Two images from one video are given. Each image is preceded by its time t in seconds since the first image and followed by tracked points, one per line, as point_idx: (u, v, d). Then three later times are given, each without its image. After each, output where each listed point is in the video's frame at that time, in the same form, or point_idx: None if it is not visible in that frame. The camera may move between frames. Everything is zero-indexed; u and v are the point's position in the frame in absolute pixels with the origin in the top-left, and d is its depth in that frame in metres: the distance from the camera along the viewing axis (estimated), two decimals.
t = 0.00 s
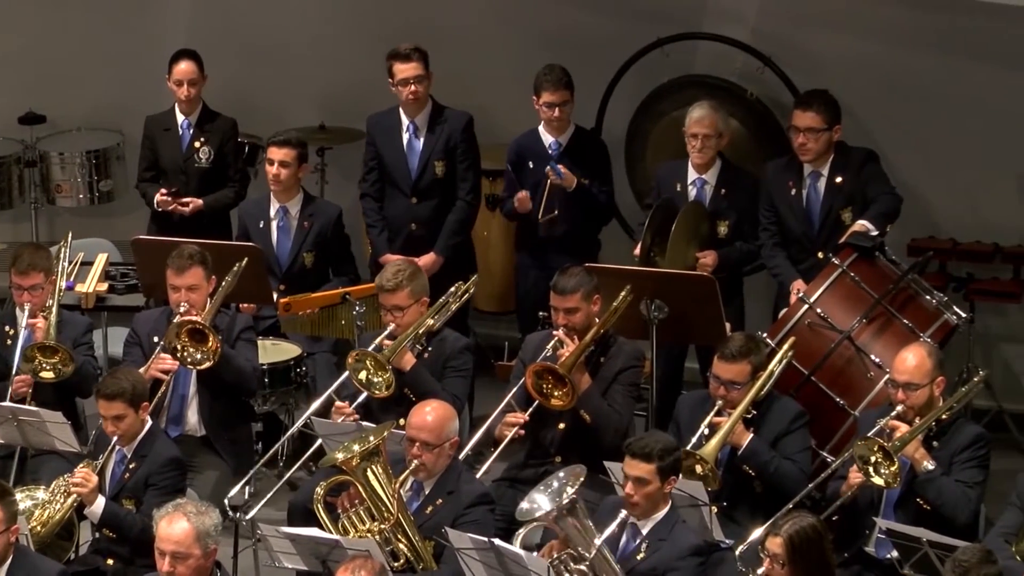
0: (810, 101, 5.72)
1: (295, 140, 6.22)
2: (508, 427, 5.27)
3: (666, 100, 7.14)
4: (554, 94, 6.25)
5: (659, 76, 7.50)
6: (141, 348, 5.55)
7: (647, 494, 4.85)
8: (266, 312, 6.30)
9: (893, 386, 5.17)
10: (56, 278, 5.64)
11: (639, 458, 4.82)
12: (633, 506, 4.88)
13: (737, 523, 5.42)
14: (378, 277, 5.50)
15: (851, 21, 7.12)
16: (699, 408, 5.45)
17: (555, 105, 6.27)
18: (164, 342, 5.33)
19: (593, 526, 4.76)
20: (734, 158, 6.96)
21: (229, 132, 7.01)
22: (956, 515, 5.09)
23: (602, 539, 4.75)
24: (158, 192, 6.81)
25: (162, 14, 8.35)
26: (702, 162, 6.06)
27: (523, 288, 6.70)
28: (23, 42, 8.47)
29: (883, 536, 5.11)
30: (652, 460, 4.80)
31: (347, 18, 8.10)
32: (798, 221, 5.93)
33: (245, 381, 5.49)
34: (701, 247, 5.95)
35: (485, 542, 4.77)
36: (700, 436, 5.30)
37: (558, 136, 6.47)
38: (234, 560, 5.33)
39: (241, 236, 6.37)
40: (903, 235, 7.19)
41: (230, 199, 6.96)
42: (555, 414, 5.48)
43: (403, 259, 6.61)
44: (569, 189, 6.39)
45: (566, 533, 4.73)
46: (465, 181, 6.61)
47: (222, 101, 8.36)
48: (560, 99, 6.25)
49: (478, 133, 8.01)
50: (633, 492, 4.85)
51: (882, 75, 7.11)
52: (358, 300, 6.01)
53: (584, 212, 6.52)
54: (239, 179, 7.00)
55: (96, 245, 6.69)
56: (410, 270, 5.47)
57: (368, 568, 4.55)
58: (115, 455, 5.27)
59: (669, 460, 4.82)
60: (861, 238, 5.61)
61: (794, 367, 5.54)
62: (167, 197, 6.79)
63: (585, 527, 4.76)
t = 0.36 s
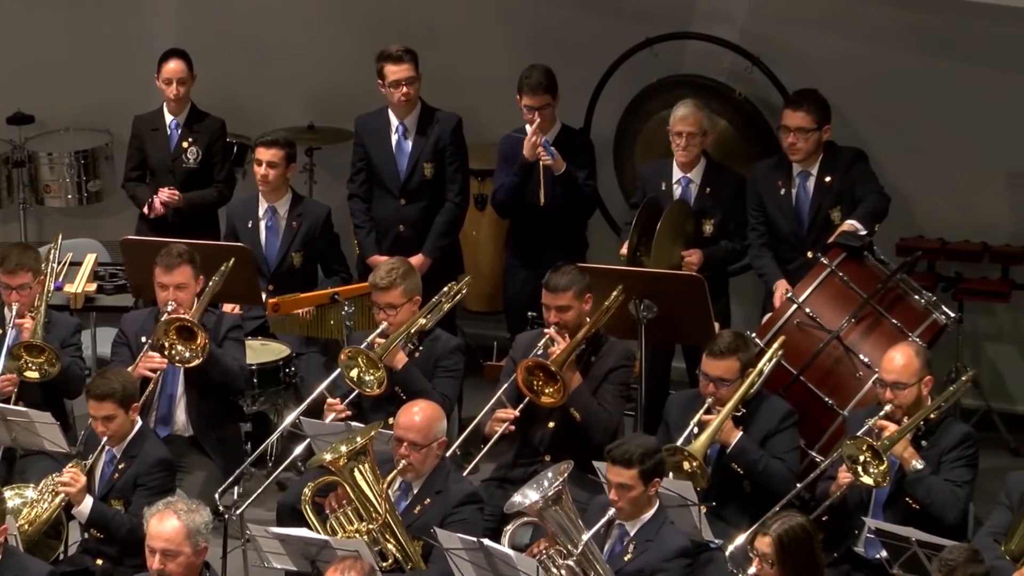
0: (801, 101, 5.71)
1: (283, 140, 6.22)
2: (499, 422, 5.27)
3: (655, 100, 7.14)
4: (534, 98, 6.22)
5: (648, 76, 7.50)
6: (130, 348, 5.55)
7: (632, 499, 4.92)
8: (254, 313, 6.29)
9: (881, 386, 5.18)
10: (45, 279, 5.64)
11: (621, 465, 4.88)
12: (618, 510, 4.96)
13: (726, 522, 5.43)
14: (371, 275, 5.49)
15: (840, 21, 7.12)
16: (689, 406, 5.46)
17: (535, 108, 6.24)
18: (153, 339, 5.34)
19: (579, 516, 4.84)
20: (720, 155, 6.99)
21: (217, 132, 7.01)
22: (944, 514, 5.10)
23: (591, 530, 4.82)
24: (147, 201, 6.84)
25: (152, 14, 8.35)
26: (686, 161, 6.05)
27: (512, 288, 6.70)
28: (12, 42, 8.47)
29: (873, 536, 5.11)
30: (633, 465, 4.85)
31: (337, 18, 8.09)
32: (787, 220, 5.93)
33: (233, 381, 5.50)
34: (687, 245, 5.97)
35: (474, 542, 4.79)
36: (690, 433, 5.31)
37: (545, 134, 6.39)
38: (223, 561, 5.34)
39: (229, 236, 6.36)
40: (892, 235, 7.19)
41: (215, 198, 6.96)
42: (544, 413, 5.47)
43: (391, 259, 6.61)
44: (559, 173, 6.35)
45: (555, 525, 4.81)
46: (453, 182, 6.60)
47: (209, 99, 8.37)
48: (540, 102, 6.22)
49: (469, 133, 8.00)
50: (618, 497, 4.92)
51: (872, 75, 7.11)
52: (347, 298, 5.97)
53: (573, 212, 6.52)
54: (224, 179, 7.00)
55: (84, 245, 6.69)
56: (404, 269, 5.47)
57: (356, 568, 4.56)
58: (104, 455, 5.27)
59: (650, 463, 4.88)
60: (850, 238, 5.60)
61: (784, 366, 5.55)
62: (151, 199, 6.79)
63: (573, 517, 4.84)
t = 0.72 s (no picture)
0: (793, 103, 5.72)
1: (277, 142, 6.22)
2: (494, 419, 5.27)
3: (650, 100, 7.14)
4: (529, 100, 6.21)
5: (642, 76, 7.50)
6: (123, 348, 5.55)
7: (625, 500, 4.94)
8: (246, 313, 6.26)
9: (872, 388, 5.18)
10: (39, 278, 5.64)
11: (612, 467, 4.91)
12: (612, 511, 4.98)
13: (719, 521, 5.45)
14: (366, 279, 5.47)
15: (834, 21, 7.12)
16: (683, 405, 5.46)
17: (530, 110, 6.23)
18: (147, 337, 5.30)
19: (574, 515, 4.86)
20: (716, 155, 6.99)
21: (210, 132, 7.02)
22: (939, 514, 5.09)
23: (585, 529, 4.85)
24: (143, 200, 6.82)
25: (146, 14, 8.36)
26: (680, 160, 6.05)
27: (506, 288, 6.70)
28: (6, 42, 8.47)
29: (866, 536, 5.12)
30: (624, 465, 4.88)
31: (332, 19, 8.09)
32: (782, 221, 5.93)
33: (227, 380, 5.50)
34: (681, 245, 5.94)
35: (468, 542, 4.81)
36: (683, 432, 5.33)
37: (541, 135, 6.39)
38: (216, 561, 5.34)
39: (224, 236, 6.36)
40: (887, 235, 7.19)
41: (207, 198, 6.96)
42: (539, 412, 5.47)
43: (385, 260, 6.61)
44: (553, 174, 6.35)
45: (549, 524, 4.84)
46: (448, 183, 6.60)
47: (203, 99, 8.36)
48: (536, 104, 6.21)
49: (463, 133, 8.01)
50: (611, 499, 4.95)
51: (867, 75, 7.12)
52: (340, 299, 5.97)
53: (567, 212, 6.52)
54: (216, 179, 7.01)
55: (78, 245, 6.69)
56: (398, 271, 5.45)
57: (351, 568, 4.57)
58: (99, 455, 5.28)
59: (641, 463, 4.89)
60: (843, 238, 5.62)
61: (777, 366, 5.55)
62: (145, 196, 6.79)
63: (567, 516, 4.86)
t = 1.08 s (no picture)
0: (785, 104, 5.71)
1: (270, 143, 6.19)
2: (508, 394, 5.28)
3: (643, 99, 7.14)
4: (525, 101, 6.24)
5: (635, 74, 7.49)
6: (116, 348, 5.54)
7: (618, 499, 4.95)
8: (239, 314, 6.26)
9: (868, 388, 5.19)
10: (30, 277, 5.61)
11: (602, 468, 4.91)
12: (607, 510, 4.99)
13: (711, 518, 5.46)
14: (362, 280, 5.42)
15: (827, 20, 7.12)
16: (678, 403, 5.47)
17: (526, 111, 6.26)
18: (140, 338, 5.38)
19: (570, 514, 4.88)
20: (711, 154, 6.99)
21: (201, 130, 7.02)
22: (937, 514, 5.12)
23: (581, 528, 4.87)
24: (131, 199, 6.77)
25: (139, 13, 8.34)
26: (677, 159, 6.02)
27: (499, 288, 6.70)
28: None
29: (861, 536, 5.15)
30: (615, 465, 4.88)
31: (325, 17, 8.08)
32: (775, 220, 5.92)
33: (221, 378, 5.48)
34: (675, 244, 5.95)
35: (462, 542, 4.86)
36: (677, 430, 5.34)
37: (534, 135, 6.42)
38: (210, 561, 5.35)
39: (217, 235, 6.36)
40: (880, 235, 7.20)
41: (198, 197, 6.96)
42: (533, 412, 5.46)
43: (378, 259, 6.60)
44: (550, 175, 6.37)
45: (544, 521, 4.86)
46: (442, 182, 6.60)
47: (193, 98, 8.38)
48: (531, 105, 6.24)
49: (457, 132, 8.00)
50: (605, 498, 4.96)
51: (861, 74, 7.11)
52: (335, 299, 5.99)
53: (559, 212, 6.52)
54: (208, 178, 7.01)
55: (71, 245, 6.68)
56: (394, 272, 5.41)
57: (345, 569, 4.59)
58: (94, 455, 5.28)
59: (632, 463, 4.89)
60: (837, 237, 5.60)
61: (771, 365, 5.55)
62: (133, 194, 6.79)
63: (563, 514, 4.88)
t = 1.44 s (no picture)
0: (780, 102, 5.72)
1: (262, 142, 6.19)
2: (503, 389, 5.29)
3: (635, 98, 7.14)
4: (516, 100, 6.24)
5: (629, 73, 7.48)
6: (110, 347, 5.55)
7: (615, 496, 5.02)
8: (232, 311, 6.25)
9: (861, 385, 5.26)
10: (23, 276, 5.61)
11: (599, 465, 4.99)
12: (603, 507, 5.07)
13: (704, 516, 5.46)
14: (354, 280, 5.46)
15: (819, 18, 7.13)
16: (671, 400, 5.47)
17: (517, 109, 6.26)
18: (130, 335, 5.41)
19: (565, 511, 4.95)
20: (706, 153, 6.99)
21: (188, 128, 7.08)
22: (929, 511, 5.16)
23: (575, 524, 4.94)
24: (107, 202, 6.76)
25: (130, 13, 8.34)
26: (674, 158, 5.99)
27: (492, 287, 6.70)
28: None
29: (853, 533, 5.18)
30: (612, 463, 4.96)
31: (320, 16, 8.08)
32: (768, 219, 5.92)
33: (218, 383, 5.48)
34: (671, 244, 5.91)
35: (455, 540, 4.91)
36: (670, 428, 5.36)
37: (525, 133, 6.43)
38: (204, 559, 5.36)
39: (209, 234, 6.37)
40: (874, 234, 7.20)
41: (186, 192, 7.03)
42: (525, 410, 5.45)
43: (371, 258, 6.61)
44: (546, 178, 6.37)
45: (538, 515, 4.94)
46: (435, 182, 6.60)
47: (180, 95, 8.39)
48: (523, 104, 6.24)
49: (452, 131, 8.00)
50: (601, 496, 5.03)
51: (855, 73, 7.11)
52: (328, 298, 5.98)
53: (551, 210, 6.52)
54: (197, 175, 7.09)
55: (63, 243, 6.69)
56: (387, 272, 5.45)
57: (338, 567, 4.60)
58: (90, 453, 5.29)
59: (628, 460, 4.98)
60: (830, 235, 5.63)
61: (764, 363, 5.54)
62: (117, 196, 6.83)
63: (558, 511, 4.95)
